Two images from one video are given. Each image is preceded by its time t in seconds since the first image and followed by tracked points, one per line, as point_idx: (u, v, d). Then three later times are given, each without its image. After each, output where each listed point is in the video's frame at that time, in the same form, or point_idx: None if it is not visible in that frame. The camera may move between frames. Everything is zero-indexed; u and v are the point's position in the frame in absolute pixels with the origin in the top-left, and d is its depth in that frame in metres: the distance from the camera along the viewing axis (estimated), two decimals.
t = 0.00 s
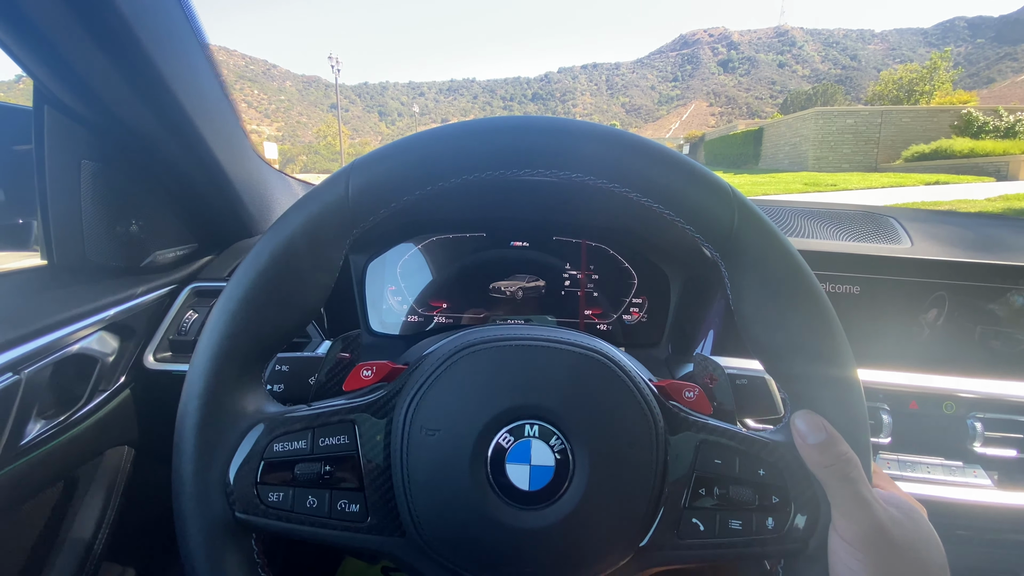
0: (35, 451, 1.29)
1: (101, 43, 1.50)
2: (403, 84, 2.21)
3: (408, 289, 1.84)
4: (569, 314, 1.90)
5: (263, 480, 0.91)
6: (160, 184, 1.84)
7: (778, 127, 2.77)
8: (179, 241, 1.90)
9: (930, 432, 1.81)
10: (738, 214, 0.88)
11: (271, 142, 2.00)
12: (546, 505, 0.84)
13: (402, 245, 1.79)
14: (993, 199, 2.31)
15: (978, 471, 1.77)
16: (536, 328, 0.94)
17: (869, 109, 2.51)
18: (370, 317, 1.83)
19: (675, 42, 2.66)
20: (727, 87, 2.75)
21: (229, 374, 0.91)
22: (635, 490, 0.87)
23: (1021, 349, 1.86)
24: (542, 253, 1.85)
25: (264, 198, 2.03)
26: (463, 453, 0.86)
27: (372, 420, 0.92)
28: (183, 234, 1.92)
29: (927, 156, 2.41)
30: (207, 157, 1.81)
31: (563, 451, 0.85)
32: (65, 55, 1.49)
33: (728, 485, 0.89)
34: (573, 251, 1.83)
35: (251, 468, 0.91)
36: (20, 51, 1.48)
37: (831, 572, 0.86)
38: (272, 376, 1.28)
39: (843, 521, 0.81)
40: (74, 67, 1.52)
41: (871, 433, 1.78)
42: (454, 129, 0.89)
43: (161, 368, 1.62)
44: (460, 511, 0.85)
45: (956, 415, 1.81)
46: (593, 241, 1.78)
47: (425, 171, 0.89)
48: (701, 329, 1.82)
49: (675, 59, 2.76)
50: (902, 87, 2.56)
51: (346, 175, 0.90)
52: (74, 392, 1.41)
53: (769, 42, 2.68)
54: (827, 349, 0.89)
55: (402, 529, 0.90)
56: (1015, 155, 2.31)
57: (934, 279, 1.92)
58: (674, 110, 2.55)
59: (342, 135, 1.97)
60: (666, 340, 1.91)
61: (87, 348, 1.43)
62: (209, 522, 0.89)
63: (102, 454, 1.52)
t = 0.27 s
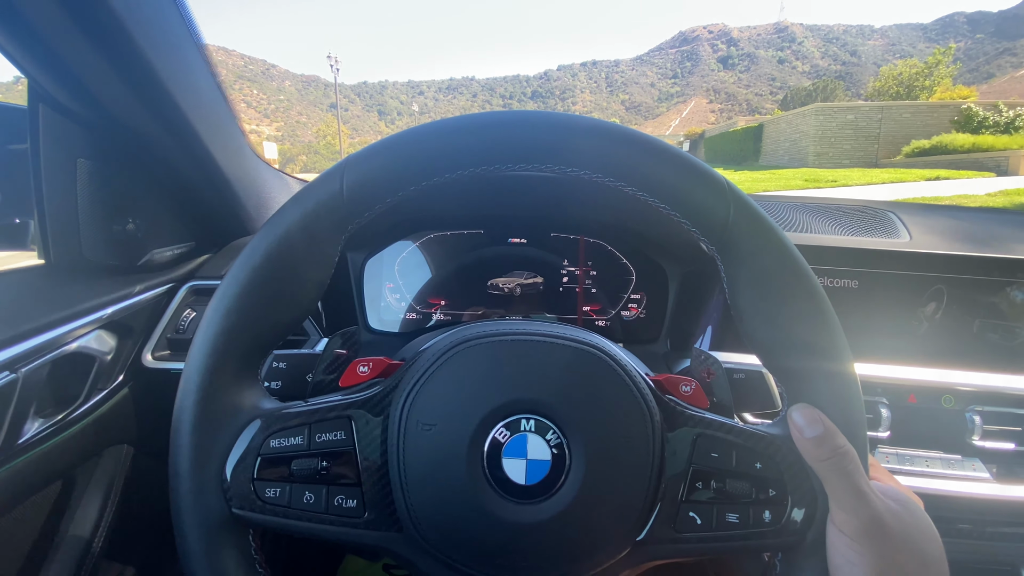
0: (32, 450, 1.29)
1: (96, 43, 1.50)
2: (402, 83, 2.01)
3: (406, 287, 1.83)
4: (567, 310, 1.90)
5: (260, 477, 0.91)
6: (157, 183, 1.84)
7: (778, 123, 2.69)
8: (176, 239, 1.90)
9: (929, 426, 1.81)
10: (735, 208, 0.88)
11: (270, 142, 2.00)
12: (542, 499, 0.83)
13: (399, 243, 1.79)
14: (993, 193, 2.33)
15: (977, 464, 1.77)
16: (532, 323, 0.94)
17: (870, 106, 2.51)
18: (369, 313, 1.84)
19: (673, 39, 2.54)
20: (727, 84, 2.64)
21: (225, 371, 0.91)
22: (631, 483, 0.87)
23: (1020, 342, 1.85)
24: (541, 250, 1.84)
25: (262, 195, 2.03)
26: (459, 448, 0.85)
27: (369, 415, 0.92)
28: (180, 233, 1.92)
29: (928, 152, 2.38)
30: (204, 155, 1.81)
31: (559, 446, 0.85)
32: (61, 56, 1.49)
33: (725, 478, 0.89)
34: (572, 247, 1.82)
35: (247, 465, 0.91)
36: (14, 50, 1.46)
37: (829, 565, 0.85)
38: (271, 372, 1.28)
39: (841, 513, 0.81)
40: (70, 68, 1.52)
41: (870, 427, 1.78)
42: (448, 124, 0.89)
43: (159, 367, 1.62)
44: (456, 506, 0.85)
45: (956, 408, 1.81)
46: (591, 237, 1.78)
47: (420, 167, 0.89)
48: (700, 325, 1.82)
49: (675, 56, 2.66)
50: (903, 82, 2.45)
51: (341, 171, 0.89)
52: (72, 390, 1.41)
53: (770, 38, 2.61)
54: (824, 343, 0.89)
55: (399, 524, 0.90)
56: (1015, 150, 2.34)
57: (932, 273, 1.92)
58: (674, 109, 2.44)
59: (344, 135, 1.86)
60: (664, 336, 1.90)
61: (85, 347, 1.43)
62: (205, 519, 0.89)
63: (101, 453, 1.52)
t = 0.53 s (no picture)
0: (29, 450, 1.28)
1: (95, 42, 1.49)
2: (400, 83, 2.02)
3: (406, 285, 1.82)
4: (568, 308, 1.89)
5: (258, 475, 0.90)
6: (155, 180, 1.83)
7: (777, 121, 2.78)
8: (174, 237, 1.89)
9: (932, 423, 1.80)
10: (739, 203, 0.87)
11: (270, 142, 2.02)
12: (543, 497, 0.82)
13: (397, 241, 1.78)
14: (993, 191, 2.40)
15: (981, 462, 1.75)
16: (532, 320, 0.93)
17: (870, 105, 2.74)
18: (369, 313, 1.84)
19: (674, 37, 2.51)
20: (727, 83, 2.63)
21: (222, 369, 0.89)
22: (634, 481, 0.86)
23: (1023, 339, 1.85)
24: (541, 247, 1.83)
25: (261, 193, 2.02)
26: (459, 446, 0.84)
27: (368, 413, 0.91)
28: (178, 231, 1.91)
29: (928, 150, 2.69)
30: (203, 155, 1.80)
31: (560, 443, 0.84)
32: (60, 55, 1.49)
33: (728, 475, 0.88)
34: (572, 245, 1.81)
35: (245, 463, 0.90)
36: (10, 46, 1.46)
37: (835, 563, 0.84)
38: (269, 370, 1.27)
39: (846, 511, 0.80)
40: (68, 66, 1.52)
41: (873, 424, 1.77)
42: (447, 117, 0.88)
43: (157, 366, 1.61)
44: (457, 504, 0.84)
45: (958, 406, 1.80)
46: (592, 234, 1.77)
47: (418, 161, 0.88)
48: (701, 322, 1.81)
49: (675, 55, 2.64)
50: (901, 81, 2.74)
51: (338, 167, 0.88)
52: (69, 390, 1.40)
53: (768, 36, 2.61)
54: (828, 339, 0.88)
55: (399, 522, 0.89)
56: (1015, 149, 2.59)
57: (935, 269, 1.92)
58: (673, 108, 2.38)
59: (343, 137, 1.84)
60: (665, 334, 1.89)
61: (81, 345, 1.42)
62: (202, 519, 0.88)
63: (98, 452, 1.51)
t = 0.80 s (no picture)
0: (30, 453, 1.28)
1: (97, 47, 1.50)
2: (401, 85, 2.04)
3: (406, 287, 1.82)
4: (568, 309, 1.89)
5: (258, 480, 0.90)
6: (156, 183, 1.84)
7: (779, 123, 2.83)
8: (174, 240, 1.90)
9: (933, 426, 1.79)
10: (739, 206, 0.87)
11: (271, 143, 2.01)
12: (544, 501, 0.82)
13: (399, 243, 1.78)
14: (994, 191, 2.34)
15: (982, 464, 1.75)
16: (532, 323, 0.93)
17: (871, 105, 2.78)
18: (369, 314, 1.84)
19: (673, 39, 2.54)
20: (727, 84, 2.64)
21: (222, 373, 0.89)
22: (634, 485, 0.86)
23: None
24: (541, 249, 1.83)
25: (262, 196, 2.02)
26: (459, 450, 0.85)
27: (368, 417, 0.91)
28: (179, 234, 1.91)
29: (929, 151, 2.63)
30: (204, 158, 1.80)
31: (561, 447, 0.84)
32: (62, 59, 1.49)
33: (729, 479, 0.88)
34: (572, 247, 1.81)
35: (245, 468, 0.90)
36: (11, 49, 1.45)
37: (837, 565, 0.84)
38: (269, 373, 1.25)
39: (846, 513, 0.80)
40: (70, 71, 1.52)
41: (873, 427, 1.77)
42: (447, 122, 0.88)
43: (157, 368, 1.62)
44: (457, 508, 0.84)
45: (960, 408, 1.79)
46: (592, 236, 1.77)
47: (418, 166, 0.88)
48: (701, 324, 1.81)
49: (674, 55, 2.65)
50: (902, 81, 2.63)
51: (338, 172, 0.88)
52: (70, 393, 1.40)
53: (769, 37, 2.59)
54: (828, 341, 0.88)
55: (399, 526, 0.89)
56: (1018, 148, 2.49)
57: (936, 271, 1.91)
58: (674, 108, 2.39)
59: (342, 136, 1.87)
60: (665, 336, 1.89)
61: (82, 349, 1.42)
62: (202, 523, 0.88)
63: (99, 455, 1.51)
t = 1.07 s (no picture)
0: (18, 461, 1.25)
1: (89, 48, 1.48)
2: (403, 89, 1.96)
3: (404, 291, 1.81)
4: (569, 313, 1.84)
5: (248, 490, 0.87)
6: (151, 187, 1.81)
7: (780, 126, 2.62)
8: (169, 243, 1.88)
9: (940, 433, 1.76)
10: (742, 209, 0.84)
11: (273, 147, 1.98)
12: (543, 513, 0.80)
13: (397, 246, 1.77)
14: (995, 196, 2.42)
15: (990, 473, 1.72)
16: (532, 328, 0.91)
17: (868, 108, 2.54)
18: (366, 319, 1.82)
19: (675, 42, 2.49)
20: (727, 88, 2.66)
21: (212, 380, 0.87)
22: (635, 497, 0.83)
23: None
24: (542, 253, 1.81)
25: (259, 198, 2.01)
26: (455, 460, 0.82)
27: (362, 426, 0.88)
28: (174, 237, 1.89)
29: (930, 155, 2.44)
30: (200, 160, 1.79)
31: (560, 457, 0.81)
32: (57, 63, 1.47)
33: (734, 489, 0.85)
34: (573, 250, 1.79)
35: (235, 478, 0.87)
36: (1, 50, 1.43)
37: None
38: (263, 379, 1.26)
39: (858, 524, 0.77)
40: (64, 74, 1.50)
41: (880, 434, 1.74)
42: (442, 122, 0.86)
43: (151, 373, 1.59)
44: (453, 520, 0.81)
45: (968, 415, 1.76)
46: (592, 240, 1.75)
47: (413, 167, 0.85)
48: (704, 329, 1.78)
49: (674, 60, 2.61)
50: (902, 86, 2.50)
51: (331, 173, 0.86)
52: (61, 398, 1.38)
53: (769, 43, 2.59)
54: (835, 346, 0.86)
55: (394, 539, 0.86)
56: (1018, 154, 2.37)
57: (942, 276, 1.89)
58: (674, 112, 2.35)
59: (343, 141, 1.78)
60: (668, 341, 1.88)
61: (73, 354, 1.40)
62: (191, 535, 0.85)
63: (90, 462, 1.48)
